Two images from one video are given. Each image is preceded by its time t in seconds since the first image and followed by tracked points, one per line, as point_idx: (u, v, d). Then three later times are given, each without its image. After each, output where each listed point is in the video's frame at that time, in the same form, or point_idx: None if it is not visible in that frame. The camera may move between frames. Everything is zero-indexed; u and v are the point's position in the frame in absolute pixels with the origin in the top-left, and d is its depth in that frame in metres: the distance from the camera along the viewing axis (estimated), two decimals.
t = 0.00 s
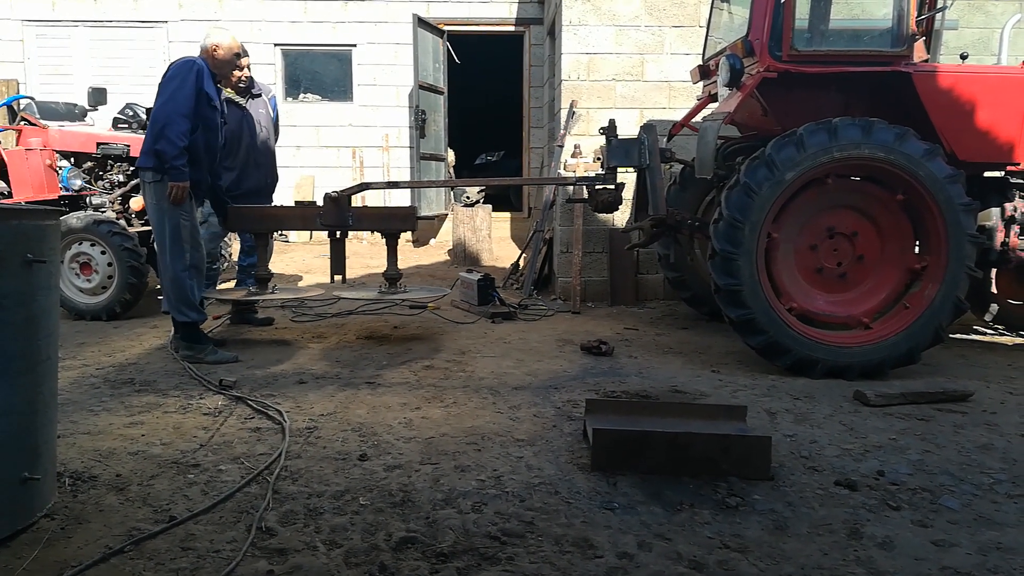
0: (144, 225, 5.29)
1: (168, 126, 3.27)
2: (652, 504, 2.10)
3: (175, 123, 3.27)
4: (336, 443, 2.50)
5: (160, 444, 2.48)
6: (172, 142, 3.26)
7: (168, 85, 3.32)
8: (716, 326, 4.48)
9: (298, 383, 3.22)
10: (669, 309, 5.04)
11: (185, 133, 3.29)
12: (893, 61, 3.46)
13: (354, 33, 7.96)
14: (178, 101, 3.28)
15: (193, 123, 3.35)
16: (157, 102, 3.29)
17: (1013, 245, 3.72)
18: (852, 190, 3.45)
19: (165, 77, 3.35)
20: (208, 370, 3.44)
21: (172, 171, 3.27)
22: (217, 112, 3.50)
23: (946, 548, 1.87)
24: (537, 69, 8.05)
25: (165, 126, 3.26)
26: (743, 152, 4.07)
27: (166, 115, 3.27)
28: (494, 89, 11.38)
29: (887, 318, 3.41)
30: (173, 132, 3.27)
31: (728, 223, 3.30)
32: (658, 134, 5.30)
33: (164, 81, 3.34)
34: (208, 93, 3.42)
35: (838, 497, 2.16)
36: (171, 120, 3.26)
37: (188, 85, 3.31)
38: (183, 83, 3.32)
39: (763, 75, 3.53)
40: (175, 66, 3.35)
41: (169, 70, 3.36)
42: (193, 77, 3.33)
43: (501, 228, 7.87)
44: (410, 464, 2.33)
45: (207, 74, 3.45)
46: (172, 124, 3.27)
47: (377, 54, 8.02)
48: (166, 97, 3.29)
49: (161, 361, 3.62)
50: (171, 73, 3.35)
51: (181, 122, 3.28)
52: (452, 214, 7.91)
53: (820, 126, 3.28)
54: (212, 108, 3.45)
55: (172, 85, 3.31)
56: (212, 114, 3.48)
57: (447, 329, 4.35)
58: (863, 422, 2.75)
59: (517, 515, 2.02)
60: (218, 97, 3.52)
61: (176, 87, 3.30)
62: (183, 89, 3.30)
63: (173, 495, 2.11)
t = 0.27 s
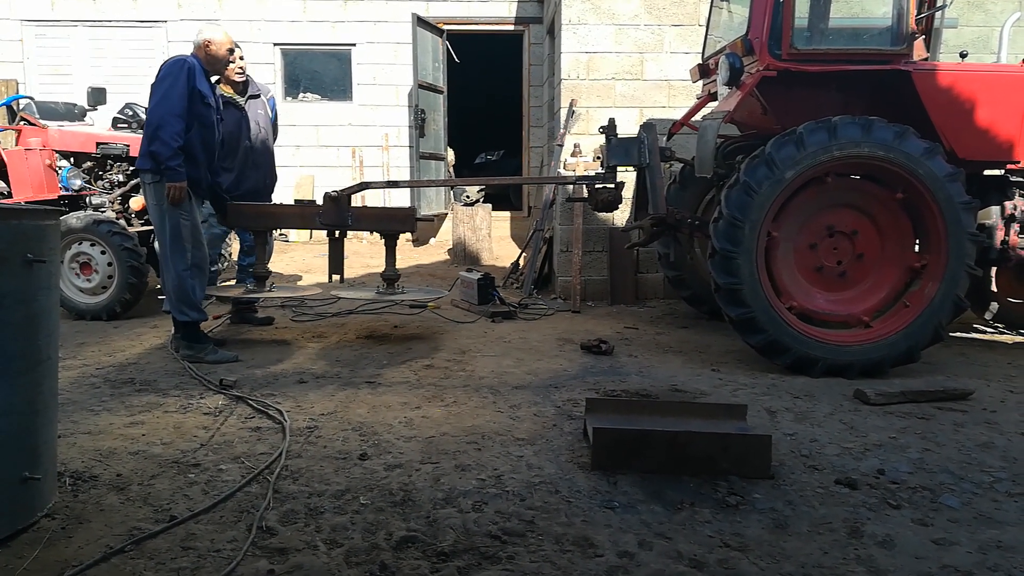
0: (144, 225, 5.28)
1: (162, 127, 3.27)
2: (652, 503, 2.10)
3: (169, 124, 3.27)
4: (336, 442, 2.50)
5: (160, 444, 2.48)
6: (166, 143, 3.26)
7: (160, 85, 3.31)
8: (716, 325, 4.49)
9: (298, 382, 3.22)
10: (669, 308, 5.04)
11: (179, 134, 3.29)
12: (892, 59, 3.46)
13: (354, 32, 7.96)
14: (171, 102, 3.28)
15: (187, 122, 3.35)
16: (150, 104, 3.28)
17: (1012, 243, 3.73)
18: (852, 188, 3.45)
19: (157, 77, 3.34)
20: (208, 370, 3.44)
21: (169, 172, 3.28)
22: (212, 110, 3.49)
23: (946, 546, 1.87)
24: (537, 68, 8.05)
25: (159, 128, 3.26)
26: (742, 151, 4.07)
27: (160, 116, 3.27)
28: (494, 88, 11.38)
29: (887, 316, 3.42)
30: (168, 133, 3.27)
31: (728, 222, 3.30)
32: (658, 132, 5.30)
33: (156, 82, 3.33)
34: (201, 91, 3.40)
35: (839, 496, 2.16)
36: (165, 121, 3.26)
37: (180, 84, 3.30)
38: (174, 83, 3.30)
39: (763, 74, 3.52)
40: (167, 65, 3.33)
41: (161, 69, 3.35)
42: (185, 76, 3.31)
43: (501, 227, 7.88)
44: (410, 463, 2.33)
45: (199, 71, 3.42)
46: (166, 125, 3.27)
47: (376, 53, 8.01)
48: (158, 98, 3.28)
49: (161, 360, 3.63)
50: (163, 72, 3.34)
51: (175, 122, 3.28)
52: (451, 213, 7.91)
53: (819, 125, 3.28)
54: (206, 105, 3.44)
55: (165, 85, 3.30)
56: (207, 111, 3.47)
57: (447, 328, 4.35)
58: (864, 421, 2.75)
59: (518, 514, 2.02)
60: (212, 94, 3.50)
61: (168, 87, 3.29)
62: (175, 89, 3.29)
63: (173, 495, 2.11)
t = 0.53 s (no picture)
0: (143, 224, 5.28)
1: (155, 125, 3.26)
2: (653, 501, 2.10)
3: (162, 122, 3.26)
4: (336, 441, 2.50)
5: (161, 444, 2.48)
6: (159, 141, 3.25)
7: (155, 83, 3.31)
8: (716, 323, 4.49)
9: (298, 381, 3.21)
10: (669, 306, 5.04)
11: (173, 132, 3.27)
12: (891, 56, 3.45)
13: (352, 30, 7.95)
14: (165, 100, 3.27)
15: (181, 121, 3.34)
16: (144, 102, 3.28)
17: (1012, 240, 3.71)
18: (851, 186, 3.45)
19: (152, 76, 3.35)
20: (208, 369, 3.44)
21: (162, 170, 3.26)
22: (207, 109, 3.48)
23: (947, 544, 1.87)
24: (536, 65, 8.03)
25: (153, 126, 3.25)
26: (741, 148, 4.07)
27: (154, 114, 3.26)
28: (493, 86, 11.36)
29: (886, 314, 3.42)
30: (161, 131, 3.25)
31: (727, 220, 3.31)
32: (657, 130, 5.29)
33: (151, 81, 3.34)
34: (195, 90, 3.40)
35: (839, 493, 2.16)
36: (159, 119, 3.25)
37: (174, 82, 3.29)
38: (169, 81, 3.30)
39: (761, 71, 3.52)
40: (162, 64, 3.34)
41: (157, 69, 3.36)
42: (179, 74, 3.31)
43: (501, 225, 7.87)
44: (410, 462, 2.33)
45: (195, 71, 3.42)
46: (160, 123, 3.26)
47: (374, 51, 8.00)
48: (153, 96, 3.28)
49: (161, 359, 3.62)
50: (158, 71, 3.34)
51: (169, 120, 3.27)
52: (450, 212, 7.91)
53: (819, 122, 3.28)
54: (201, 104, 3.44)
55: (160, 84, 3.30)
56: (202, 111, 3.47)
57: (447, 327, 4.35)
58: (863, 419, 2.75)
59: (519, 513, 2.02)
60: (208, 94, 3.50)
61: (162, 85, 3.29)
62: (169, 87, 3.29)
63: (174, 494, 2.11)
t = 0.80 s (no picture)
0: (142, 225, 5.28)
1: (150, 121, 3.26)
2: (652, 499, 2.10)
3: (157, 118, 3.26)
4: (336, 440, 2.50)
5: (160, 443, 2.48)
6: (153, 137, 3.24)
7: (153, 80, 3.31)
8: (716, 321, 4.49)
9: (298, 380, 3.21)
10: (669, 304, 5.04)
11: (167, 129, 3.27)
12: (891, 54, 3.45)
13: (352, 29, 7.94)
14: (160, 96, 3.27)
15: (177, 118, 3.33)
16: (141, 98, 3.29)
17: (1012, 237, 3.70)
18: (851, 183, 3.45)
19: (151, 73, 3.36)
20: (208, 368, 3.44)
21: (154, 166, 3.26)
22: (205, 108, 3.48)
23: (947, 541, 1.87)
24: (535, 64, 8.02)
25: (147, 121, 3.25)
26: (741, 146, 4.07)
27: (149, 111, 3.26)
28: (493, 85, 11.35)
29: (887, 312, 3.42)
30: (155, 127, 3.25)
31: (727, 218, 3.31)
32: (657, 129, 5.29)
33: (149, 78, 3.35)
34: (193, 89, 3.40)
35: (839, 491, 2.16)
36: (154, 115, 3.25)
37: (171, 80, 3.30)
38: (166, 79, 3.31)
39: (761, 69, 3.52)
40: (161, 62, 3.35)
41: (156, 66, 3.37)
42: (177, 72, 3.32)
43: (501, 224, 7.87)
44: (410, 461, 2.33)
45: (194, 71, 3.43)
46: (154, 119, 3.26)
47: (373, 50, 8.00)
48: (149, 92, 3.29)
49: (161, 359, 3.62)
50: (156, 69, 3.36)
51: (164, 117, 3.27)
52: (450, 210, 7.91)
53: (818, 120, 3.27)
54: (198, 104, 3.44)
55: (157, 80, 3.31)
56: (199, 110, 3.46)
57: (447, 325, 4.35)
58: (863, 416, 2.75)
59: (518, 511, 2.02)
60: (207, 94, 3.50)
61: (158, 82, 3.30)
62: (166, 85, 3.29)
63: (174, 494, 2.11)
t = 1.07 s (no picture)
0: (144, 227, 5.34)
1: (146, 121, 3.26)
2: (654, 500, 2.10)
3: (155, 119, 3.26)
4: (337, 442, 2.50)
5: (162, 446, 2.48)
6: (149, 136, 3.25)
7: (154, 81, 3.33)
8: (716, 321, 4.48)
9: (300, 382, 3.22)
10: (670, 305, 5.04)
11: (163, 129, 3.27)
12: (891, 54, 3.45)
13: (352, 31, 7.95)
14: (159, 97, 3.28)
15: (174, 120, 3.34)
16: (141, 97, 3.30)
17: (1013, 237, 3.69)
18: (852, 183, 3.45)
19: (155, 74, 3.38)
20: (209, 371, 3.44)
21: (149, 165, 3.26)
22: (205, 113, 3.48)
23: (949, 540, 1.87)
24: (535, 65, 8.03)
25: (144, 121, 3.26)
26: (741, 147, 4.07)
27: (146, 110, 3.27)
28: (493, 87, 11.36)
29: (888, 311, 3.42)
30: (151, 127, 3.26)
31: (727, 218, 3.31)
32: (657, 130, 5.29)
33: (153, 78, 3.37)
34: (195, 93, 3.40)
35: (841, 491, 2.16)
36: (151, 115, 3.26)
37: (172, 82, 3.31)
38: (167, 80, 3.32)
39: (761, 69, 3.52)
40: (166, 64, 3.37)
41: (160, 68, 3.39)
42: (178, 74, 3.33)
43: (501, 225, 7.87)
44: (412, 462, 2.33)
45: (198, 76, 3.43)
46: (151, 119, 3.26)
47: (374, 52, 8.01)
48: (149, 92, 3.30)
49: (162, 362, 3.63)
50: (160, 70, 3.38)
51: (162, 118, 3.27)
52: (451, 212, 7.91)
53: (818, 120, 3.27)
54: (199, 107, 3.44)
55: (159, 81, 3.32)
56: (199, 113, 3.46)
57: (448, 327, 4.35)
58: (865, 416, 2.75)
59: (520, 512, 2.02)
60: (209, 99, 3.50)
61: (160, 83, 3.31)
62: (166, 86, 3.30)
63: (176, 496, 2.11)
